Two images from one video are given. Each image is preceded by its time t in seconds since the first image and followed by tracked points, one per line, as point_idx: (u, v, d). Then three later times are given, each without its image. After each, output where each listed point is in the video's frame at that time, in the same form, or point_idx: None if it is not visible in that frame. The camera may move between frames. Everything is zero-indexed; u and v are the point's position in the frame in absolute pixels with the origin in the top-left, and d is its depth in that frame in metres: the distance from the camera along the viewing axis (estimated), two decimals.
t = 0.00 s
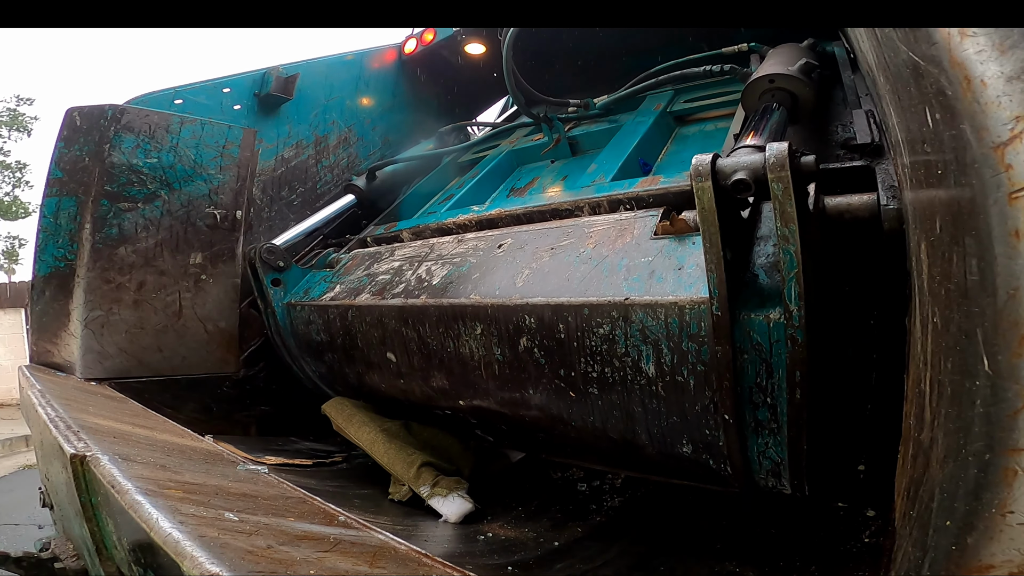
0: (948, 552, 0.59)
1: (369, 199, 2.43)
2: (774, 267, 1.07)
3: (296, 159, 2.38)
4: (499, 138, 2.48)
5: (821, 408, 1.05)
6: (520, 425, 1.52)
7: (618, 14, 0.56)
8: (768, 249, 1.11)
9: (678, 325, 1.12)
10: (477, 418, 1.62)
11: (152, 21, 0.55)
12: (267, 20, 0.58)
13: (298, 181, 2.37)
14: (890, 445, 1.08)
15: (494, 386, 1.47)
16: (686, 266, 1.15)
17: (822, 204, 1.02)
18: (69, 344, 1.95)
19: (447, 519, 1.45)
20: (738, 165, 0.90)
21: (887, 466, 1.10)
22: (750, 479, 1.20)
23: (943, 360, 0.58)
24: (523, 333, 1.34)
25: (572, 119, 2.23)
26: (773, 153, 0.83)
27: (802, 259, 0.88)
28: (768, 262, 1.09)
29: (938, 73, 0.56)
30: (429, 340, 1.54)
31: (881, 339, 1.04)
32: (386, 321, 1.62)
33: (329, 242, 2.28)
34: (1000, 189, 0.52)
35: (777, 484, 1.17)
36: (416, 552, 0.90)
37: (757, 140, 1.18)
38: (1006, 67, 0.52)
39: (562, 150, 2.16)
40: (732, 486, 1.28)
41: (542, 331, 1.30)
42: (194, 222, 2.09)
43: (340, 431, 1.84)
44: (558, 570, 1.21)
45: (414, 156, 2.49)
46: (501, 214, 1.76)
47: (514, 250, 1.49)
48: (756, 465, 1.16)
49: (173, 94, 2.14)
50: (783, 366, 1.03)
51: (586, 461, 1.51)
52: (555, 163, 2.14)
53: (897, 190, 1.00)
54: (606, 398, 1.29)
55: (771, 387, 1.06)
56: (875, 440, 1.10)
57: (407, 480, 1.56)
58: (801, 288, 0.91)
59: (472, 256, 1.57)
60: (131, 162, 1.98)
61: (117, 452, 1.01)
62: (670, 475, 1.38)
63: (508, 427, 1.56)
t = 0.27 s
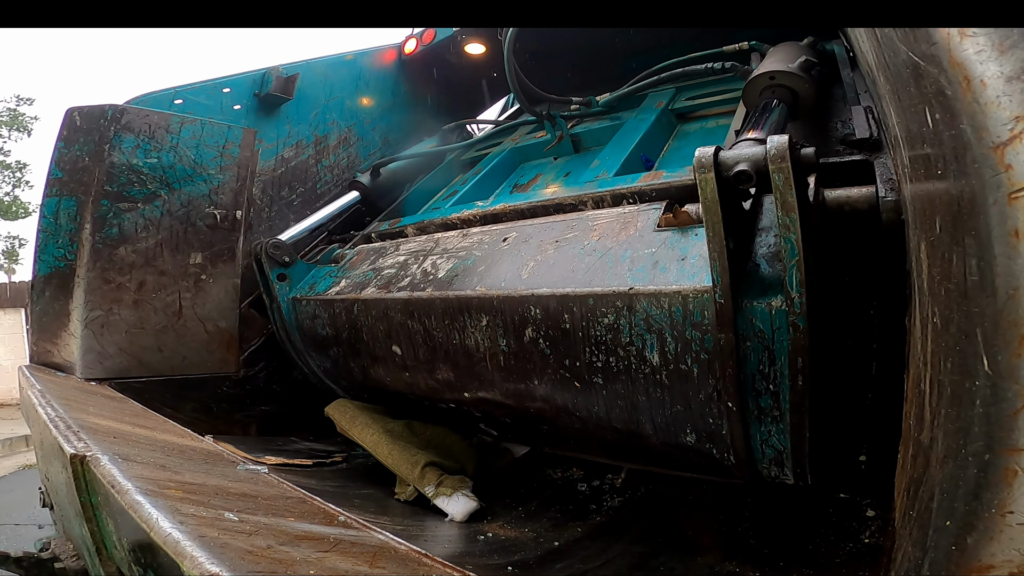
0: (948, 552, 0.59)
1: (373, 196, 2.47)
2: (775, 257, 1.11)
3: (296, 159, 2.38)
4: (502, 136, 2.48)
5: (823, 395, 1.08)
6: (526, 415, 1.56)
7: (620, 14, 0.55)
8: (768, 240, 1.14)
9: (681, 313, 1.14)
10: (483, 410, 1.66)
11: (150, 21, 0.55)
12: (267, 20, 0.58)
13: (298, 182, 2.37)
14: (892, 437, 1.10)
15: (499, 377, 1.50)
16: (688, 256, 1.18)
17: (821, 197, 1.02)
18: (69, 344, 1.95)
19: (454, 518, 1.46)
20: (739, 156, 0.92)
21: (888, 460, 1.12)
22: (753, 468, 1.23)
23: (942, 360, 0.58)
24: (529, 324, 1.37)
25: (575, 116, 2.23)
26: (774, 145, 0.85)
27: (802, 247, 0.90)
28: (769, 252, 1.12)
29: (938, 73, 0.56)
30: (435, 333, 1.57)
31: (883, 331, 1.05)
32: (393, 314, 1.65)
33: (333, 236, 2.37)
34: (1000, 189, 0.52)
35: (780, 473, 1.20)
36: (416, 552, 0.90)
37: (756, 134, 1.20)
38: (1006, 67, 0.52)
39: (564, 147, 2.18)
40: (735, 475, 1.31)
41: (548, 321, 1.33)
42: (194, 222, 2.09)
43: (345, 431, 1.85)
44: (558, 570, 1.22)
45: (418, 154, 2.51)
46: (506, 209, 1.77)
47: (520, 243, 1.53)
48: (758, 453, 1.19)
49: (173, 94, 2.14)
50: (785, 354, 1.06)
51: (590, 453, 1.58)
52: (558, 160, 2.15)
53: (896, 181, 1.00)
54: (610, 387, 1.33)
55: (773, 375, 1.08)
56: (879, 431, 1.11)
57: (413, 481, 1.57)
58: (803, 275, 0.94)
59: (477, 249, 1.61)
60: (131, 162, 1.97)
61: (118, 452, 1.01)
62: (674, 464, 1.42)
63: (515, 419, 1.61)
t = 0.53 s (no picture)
0: (948, 552, 0.58)
1: (376, 193, 2.53)
2: (775, 248, 1.12)
3: (296, 159, 2.38)
4: (504, 134, 2.51)
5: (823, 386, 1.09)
6: (529, 408, 1.57)
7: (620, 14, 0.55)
8: (768, 232, 1.15)
9: (684, 303, 1.16)
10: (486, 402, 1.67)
11: (150, 21, 0.55)
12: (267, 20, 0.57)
13: (298, 182, 2.37)
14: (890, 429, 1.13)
15: (503, 369, 1.52)
16: (691, 248, 1.20)
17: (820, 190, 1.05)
18: (69, 344, 1.95)
19: (457, 515, 1.47)
20: (740, 148, 0.94)
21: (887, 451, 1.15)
22: (754, 457, 1.25)
23: (942, 360, 0.58)
24: (533, 315, 1.38)
25: (579, 114, 2.27)
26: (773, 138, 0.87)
27: (801, 236, 0.93)
28: (769, 243, 1.14)
29: (938, 73, 0.56)
30: (439, 325, 1.59)
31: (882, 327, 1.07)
32: (398, 307, 1.67)
33: (337, 234, 2.37)
34: (1000, 189, 0.52)
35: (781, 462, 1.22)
36: (416, 552, 0.90)
37: (756, 128, 1.22)
38: (1006, 67, 0.52)
39: (566, 144, 2.18)
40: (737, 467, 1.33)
41: (552, 312, 1.35)
42: (194, 222, 2.09)
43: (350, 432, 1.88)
44: (558, 570, 1.22)
45: (421, 151, 2.55)
46: (510, 204, 1.77)
47: (523, 237, 1.54)
48: (759, 443, 1.22)
49: (173, 94, 2.14)
50: (785, 343, 1.08)
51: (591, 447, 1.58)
52: (560, 157, 2.17)
53: (893, 176, 1.04)
54: (614, 377, 1.34)
55: (773, 364, 1.11)
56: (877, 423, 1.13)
57: (416, 479, 1.58)
58: (802, 264, 0.96)
59: (481, 243, 1.61)
60: (131, 162, 1.97)
61: (117, 452, 1.01)
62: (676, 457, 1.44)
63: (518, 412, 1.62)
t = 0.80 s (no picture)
0: (948, 552, 0.58)
1: (381, 187, 2.52)
2: (776, 239, 1.13)
3: (296, 159, 2.38)
4: (507, 131, 2.53)
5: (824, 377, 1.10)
6: (535, 400, 1.58)
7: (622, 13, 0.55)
8: (769, 223, 1.16)
9: (686, 293, 1.16)
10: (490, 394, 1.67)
11: (149, 21, 0.55)
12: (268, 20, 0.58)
13: (298, 182, 2.37)
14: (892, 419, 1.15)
15: (508, 360, 1.52)
16: (693, 239, 1.20)
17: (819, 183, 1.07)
18: (69, 344, 1.95)
19: (466, 513, 1.48)
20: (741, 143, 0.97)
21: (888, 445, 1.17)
22: (757, 448, 1.27)
23: (942, 360, 0.58)
24: (538, 307, 1.38)
25: (582, 111, 2.28)
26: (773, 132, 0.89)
27: (801, 226, 0.95)
28: (770, 234, 1.15)
29: (938, 73, 0.56)
30: (445, 317, 1.59)
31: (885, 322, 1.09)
32: (404, 300, 1.67)
33: (342, 230, 2.38)
34: (1000, 189, 0.52)
35: (783, 452, 1.23)
36: (416, 552, 0.90)
37: (756, 123, 1.24)
38: (1006, 67, 0.52)
39: (568, 141, 2.20)
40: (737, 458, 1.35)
41: (557, 303, 1.35)
42: (194, 222, 2.09)
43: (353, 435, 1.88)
44: (558, 570, 1.22)
45: (425, 147, 2.58)
46: (514, 199, 1.77)
47: (527, 230, 1.54)
48: (761, 432, 1.23)
49: (173, 94, 2.14)
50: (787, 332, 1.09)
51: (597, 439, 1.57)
52: (562, 155, 2.20)
53: (891, 168, 1.07)
54: (618, 367, 1.34)
55: (776, 352, 1.11)
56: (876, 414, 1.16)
57: (422, 479, 1.59)
58: (803, 253, 0.98)
59: (487, 238, 1.62)
60: (131, 162, 1.97)
61: (118, 452, 1.01)
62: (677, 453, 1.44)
63: (522, 406, 1.63)
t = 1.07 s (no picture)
0: (948, 552, 0.59)
1: (386, 183, 2.53)
2: (778, 230, 1.16)
3: (296, 159, 2.38)
4: (511, 129, 2.55)
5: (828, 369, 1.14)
6: (539, 393, 1.57)
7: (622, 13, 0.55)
8: (770, 215, 1.19)
9: (690, 283, 1.19)
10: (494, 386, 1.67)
11: (148, 21, 0.54)
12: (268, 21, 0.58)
13: (298, 182, 2.37)
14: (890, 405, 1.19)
15: (514, 352, 1.52)
16: (696, 231, 1.22)
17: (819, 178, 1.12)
18: (69, 344, 1.95)
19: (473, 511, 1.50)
20: (743, 136, 0.99)
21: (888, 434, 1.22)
22: (760, 438, 1.28)
23: (942, 360, 0.58)
24: (543, 298, 1.39)
25: (583, 109, 2.26)
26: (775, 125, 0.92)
27: (802, 217, 0.97)
28: (771, 226, 1.17)
29: (938, 73, 0.56)
30: (450, 311, 1.59)
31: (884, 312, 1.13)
32: (410, 294, 1.67)
33: (346, 225, 2.37)
34: (1000, 189, 0.52)
35: (786, 442, 1.25)
36: (416, 552, 0.90)
37: (757, 117, 1.24)
38: (1005, 67, 0.52)
39: (572, 139, 2.22)
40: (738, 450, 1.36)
41: (562, 295, 1.36)
42: (194, 222, 2.09)
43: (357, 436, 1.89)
44: (558, 570, 1.22)
45: (429, 145, 2.60)
46: (518, 194, 1.77)
47: (532, 225, 1.54)
48: (764, 422, 1.24)
49: (173, 94, 2.14)
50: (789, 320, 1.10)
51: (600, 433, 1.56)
52: (565, 152, 2.20)
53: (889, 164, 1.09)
54: (622, 357, 1.35)
55: (778, 339, 1.13)
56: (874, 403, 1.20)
57: (428, 478, 1.59)
58: (804, 242, 1.00)
59: (492, 231, 1.62)
60: (131, 162, 1.97)
61: (117, 452, 1.01)
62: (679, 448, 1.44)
63: (525, 399, 1.64)
